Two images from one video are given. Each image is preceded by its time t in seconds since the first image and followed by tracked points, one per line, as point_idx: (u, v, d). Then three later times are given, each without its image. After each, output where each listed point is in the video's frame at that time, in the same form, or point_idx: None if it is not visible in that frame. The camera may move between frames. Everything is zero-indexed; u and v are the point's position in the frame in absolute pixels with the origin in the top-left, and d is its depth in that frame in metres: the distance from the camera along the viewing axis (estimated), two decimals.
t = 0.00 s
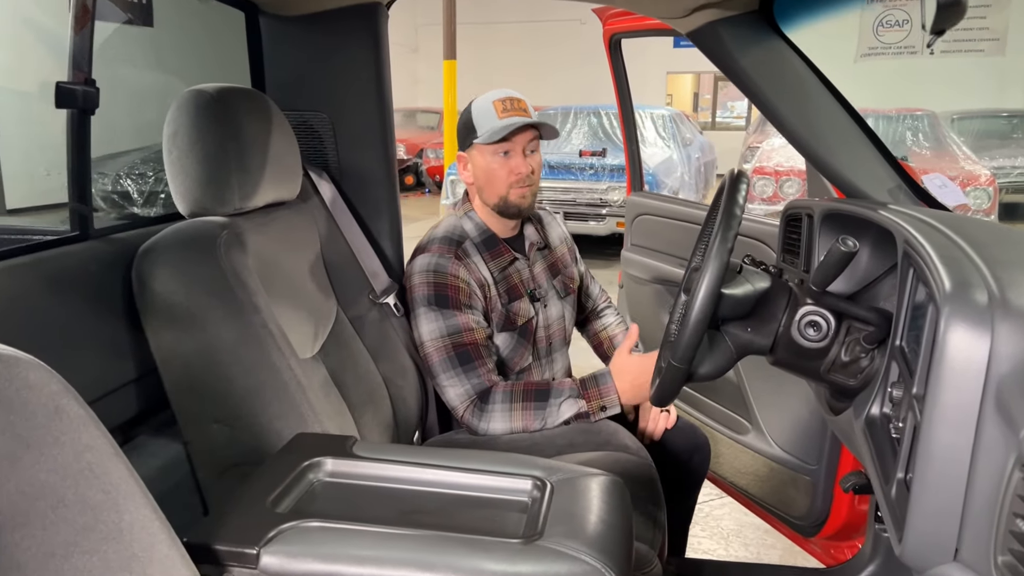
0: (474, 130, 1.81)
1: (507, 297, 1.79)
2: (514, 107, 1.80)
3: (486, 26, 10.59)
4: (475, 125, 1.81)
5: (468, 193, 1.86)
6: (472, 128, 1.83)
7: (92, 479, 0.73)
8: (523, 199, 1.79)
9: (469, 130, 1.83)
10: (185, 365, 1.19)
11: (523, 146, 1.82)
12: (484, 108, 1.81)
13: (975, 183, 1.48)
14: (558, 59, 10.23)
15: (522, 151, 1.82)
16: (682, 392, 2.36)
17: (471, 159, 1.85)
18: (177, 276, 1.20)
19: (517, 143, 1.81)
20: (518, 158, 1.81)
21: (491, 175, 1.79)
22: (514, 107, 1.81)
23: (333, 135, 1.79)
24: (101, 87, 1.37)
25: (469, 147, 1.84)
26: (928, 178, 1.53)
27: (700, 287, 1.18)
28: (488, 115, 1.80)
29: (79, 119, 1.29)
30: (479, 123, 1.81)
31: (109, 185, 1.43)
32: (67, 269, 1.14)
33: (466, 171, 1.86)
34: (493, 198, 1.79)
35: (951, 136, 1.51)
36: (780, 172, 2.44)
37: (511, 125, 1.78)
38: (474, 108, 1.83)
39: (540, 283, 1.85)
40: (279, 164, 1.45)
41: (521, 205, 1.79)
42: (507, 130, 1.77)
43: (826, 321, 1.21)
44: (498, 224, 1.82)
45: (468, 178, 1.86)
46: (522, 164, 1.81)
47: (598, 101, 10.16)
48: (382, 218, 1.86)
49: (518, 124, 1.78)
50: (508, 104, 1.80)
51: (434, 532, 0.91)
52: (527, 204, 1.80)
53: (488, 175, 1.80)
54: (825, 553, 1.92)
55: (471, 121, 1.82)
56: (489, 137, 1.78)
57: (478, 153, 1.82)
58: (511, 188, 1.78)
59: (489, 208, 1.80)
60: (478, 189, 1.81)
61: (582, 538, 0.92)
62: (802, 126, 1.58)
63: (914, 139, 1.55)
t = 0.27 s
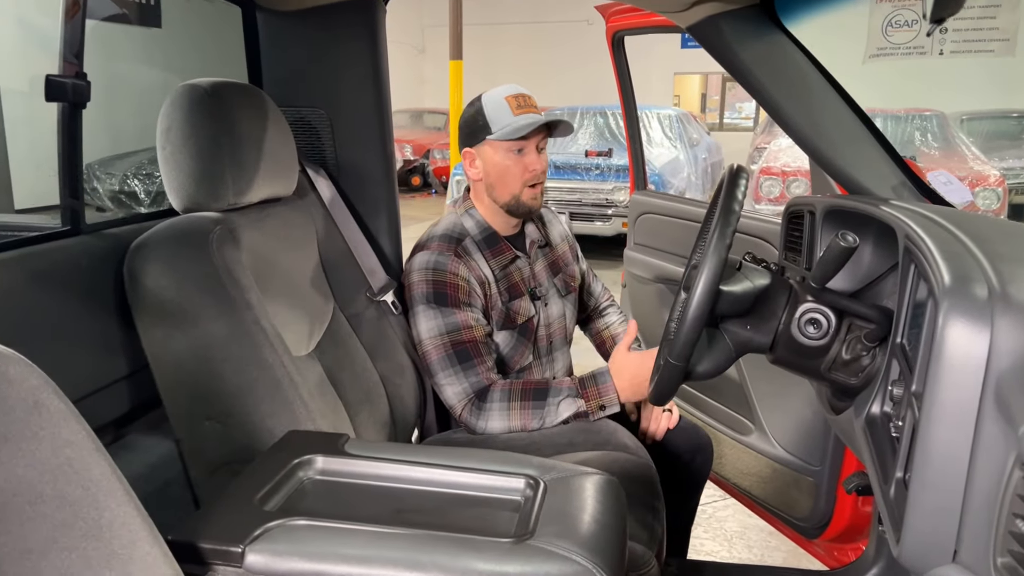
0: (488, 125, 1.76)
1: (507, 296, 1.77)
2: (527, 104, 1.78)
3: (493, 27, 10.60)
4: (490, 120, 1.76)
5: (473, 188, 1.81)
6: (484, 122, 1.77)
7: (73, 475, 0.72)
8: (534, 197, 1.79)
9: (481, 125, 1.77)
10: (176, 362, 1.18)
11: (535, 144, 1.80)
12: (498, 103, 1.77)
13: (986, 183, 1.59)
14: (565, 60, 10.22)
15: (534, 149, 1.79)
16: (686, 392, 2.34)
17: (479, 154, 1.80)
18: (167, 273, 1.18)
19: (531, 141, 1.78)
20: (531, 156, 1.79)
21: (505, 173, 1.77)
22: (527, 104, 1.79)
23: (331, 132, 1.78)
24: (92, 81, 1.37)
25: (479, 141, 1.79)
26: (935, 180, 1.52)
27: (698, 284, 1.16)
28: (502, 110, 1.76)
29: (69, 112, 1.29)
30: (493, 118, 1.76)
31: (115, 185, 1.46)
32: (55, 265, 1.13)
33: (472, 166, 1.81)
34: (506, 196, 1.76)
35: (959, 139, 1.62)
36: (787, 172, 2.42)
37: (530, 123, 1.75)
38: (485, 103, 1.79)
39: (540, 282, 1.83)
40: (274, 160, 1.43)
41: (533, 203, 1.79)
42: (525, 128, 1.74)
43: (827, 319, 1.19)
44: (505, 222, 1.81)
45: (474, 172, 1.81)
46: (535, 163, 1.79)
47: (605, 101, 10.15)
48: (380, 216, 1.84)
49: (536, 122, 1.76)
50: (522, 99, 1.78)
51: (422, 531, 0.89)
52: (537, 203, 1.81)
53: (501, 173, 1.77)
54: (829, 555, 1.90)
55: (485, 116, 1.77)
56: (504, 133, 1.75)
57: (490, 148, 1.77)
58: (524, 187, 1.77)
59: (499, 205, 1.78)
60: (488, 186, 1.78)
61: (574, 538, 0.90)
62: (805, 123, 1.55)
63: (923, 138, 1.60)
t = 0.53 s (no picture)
0: (501, 121, 1.74)
1: (507, 292, 1.75)
2: (536, 103, 1.78)
3: (500, 28, 10.61)
4: (501, 115, 1.74)
5: (475, 183, 1.80)
6: (494, 117, 1.75)
7: (52, 468, 0.71)
8: (537, 195, 1.79)
9: (492, 121, 1.75)
10: (167, 357, 1.17)
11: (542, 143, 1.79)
12: (509, 99, 1.75)
13: (994, 183, 1.60)
14: (571, 60, 10.21)
15: (542, 147, 1.78)
16: (689, 391, 2.32)
17: (485, 148, 1.78)
18: (158, 267, 1.18)
19: (540, 140, 1.77)
20: (537, 154, 1.78)
21: (511, 170, 1.75)
22: (537, 103, 1.78)
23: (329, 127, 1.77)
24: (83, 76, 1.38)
25: (486, 137, 1.77)
26: (938, 176, 1.50)
27: (695, 279, 1.14)
28: (513, 107, 1.74)
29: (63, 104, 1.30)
30: (504, 114, 1.74)
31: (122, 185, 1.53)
32: (44, 259, 1.13)
33: (475, 160, 1.80)
34: (510, 193, 1.75)
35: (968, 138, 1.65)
36: (793, 172, 2.40)
37: (543, 123, 1.74)
38: (496, 96, 1.76)
39: (539, 278, 1.82)
40: (269, 155, 1.43)
41: (535, 202, 1.78)
42: (534, 127, 1.73)
43: (827, 314, 1.17)
44: (504, 218, 1.80)
45: (478, 166, 1.79)
46: (541, 162, 1.79)
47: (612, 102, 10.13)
48: (378, 212, 1.84)
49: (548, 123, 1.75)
50: (532, 98, 1.77)
51: (410, 527, 0.88)
52: (540, 202, 1.80)
53: (506, 170, 1.75)
54: (831, 556, 1.88)
55: (495, 111, 1.75)
56: (514, 131, 1.73)
57: (497, 144, 1.76)
58: (529, 184, 1.77)
59: (502, 202, 1.76)
60: (491, 181, 1.76)
61: (565, 535, 0.88)
62: (807, 119, 1.52)
63: (931, 137, 1.62)
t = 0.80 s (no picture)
0: (502, 121, 1.72)
1: (504, 292, 1.74)
2: (538, 103, 1.76)
3: (506, 28, 10.61)
4: (502, 115, 1.72)
5: (474, 182, 1.78)
6: (494, 116, 1.73)
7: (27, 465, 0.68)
8: (537, 196, 1.77)
9: (493, 121, 1.73)
10: (157, 354, 1.16)
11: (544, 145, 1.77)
12: (511, 98, 1.74)
13: (1000, 184, 1.65)
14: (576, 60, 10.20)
15: (544, 149, 1.77)
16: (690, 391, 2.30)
17: (487, 148, 1.76)
18: (148, 264, 1.17)
19: (542, 142, 1.75)
20: (539, 156, 1.76)
21: (512, 171, 1.73)
22: (539, 104, 1.77)
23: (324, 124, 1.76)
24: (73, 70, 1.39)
25: (487, 137, 1.75)
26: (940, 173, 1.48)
27: (689, 277, 1.12)
28: (515, 107, 1.73)
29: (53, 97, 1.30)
30: (505, 114, 1.72)
31: (127, 185, 1.66)
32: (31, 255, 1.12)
33: (476, 159, 1.78)
34: (510, 194, 1.74)
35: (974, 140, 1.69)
36: (799, 172, 2.38)
37: (546, 126, 1.72)
38: (499, 96, 1.74)
39: (536, 278, 1.80)
40: (261, 152, 1.41)
41: (535, 202, 1.77)
42: (538, 129, 1.72)
43: (824, 313, 1.16)
44: (502, 219, 1.78)
45: (478, 166, 1.78)
46: (542, 164, 1.77)
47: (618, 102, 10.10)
48: (375, 210, 1.83)
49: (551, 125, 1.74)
50: (535, 98, 1.76)
51: (395, 528, 0.87)
52: (539, 203, 1.78)
53: (507, 170, 1.74)
54: (832, 558, 1.85)
55: (496, 110, 1.73)
56: (515, 132, 1.72)
57: (499, 145, 1.74)
58: (530, 185, 1.75)
59: (501, 203, 1.75)
60: (491, 181, 1.74)
61: (553, 536, 0.87)
62: (808, 117, 1.48)
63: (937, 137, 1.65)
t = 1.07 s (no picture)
0: (502, 119, 1.70)
1: (502, 292, 1.72)
2: (536, 100, 1.75)
3: (512, 29, 10.61)
4: (501, 112, 1.70)
5: (473, 180, 1.76)
6: (493, 113, 1.71)
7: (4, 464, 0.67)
8: (538, 192, 1.76)
9: (492, 118, 1.72)
10: (148, 352, 1.15)
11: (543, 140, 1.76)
12: (509, 95, 1.72)
13: (1010, 184, 1.62)
14: (583, 60, 10.17)
15: (543, 144, 1.76)
16: (693, 392, 2.28)
17: (485, 146, 1.74)
18: (139, 260, 1.16)
19: (542, 137, 1.74)
20: (538, 151, 1.75)
21: (512, 167, 1.72)
22: (537, 100, 1.76)
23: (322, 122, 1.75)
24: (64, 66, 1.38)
25: (486, 134, 1.74)
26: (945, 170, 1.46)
27: (687, 274, 1.11)
28: (514, 104, 1.71)
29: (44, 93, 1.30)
30: (505, 111, 1.71)
31: (134, 185, 1.63)
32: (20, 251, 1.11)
33: (473, 158, 1.76)
34: (512, 190, 1.72)
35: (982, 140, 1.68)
36: (805, 172, 2.36)
37: (546, 121, 1.71)
38: (497, 93, 1.72)
39: (535, 277, 1.78)
40: (257, 148, 1.40)
41: (536, 198, 1.75)
42: (537, 125, 1.71)
43: (825, 312, 1.13)
44: (503, 216, 1.76)
45: (476, 164, 1.75)
46: (542, 159, 1.76)
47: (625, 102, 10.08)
48: (373, 208, 1.81)
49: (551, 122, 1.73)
50: (533, 95, 1.74)
51: (384, 529, 0.85)
52: (540, 199, 1.77)
53: (507, 167, 1.72)
54: (836, 561, 1.83)
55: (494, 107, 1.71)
56: (515, 128, 1.71)
57: (498, 142, 1.72)
58: (530, 181, 1.74)
59: (502, 200, 1.73)
60: (491, 179, 1.72)
61: (546, 538, 0.85)
62: (811, 114, 1.46)
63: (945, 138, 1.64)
